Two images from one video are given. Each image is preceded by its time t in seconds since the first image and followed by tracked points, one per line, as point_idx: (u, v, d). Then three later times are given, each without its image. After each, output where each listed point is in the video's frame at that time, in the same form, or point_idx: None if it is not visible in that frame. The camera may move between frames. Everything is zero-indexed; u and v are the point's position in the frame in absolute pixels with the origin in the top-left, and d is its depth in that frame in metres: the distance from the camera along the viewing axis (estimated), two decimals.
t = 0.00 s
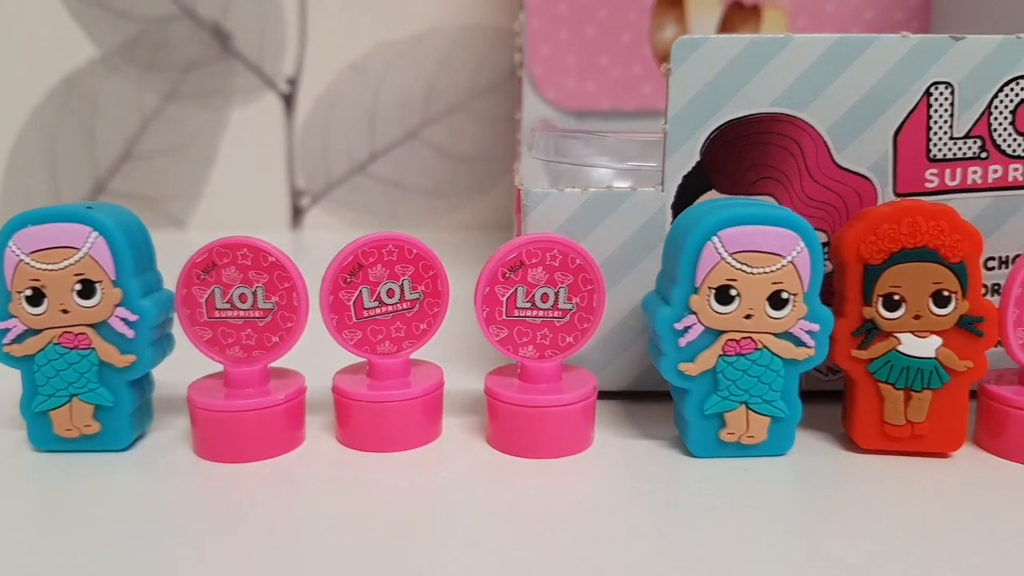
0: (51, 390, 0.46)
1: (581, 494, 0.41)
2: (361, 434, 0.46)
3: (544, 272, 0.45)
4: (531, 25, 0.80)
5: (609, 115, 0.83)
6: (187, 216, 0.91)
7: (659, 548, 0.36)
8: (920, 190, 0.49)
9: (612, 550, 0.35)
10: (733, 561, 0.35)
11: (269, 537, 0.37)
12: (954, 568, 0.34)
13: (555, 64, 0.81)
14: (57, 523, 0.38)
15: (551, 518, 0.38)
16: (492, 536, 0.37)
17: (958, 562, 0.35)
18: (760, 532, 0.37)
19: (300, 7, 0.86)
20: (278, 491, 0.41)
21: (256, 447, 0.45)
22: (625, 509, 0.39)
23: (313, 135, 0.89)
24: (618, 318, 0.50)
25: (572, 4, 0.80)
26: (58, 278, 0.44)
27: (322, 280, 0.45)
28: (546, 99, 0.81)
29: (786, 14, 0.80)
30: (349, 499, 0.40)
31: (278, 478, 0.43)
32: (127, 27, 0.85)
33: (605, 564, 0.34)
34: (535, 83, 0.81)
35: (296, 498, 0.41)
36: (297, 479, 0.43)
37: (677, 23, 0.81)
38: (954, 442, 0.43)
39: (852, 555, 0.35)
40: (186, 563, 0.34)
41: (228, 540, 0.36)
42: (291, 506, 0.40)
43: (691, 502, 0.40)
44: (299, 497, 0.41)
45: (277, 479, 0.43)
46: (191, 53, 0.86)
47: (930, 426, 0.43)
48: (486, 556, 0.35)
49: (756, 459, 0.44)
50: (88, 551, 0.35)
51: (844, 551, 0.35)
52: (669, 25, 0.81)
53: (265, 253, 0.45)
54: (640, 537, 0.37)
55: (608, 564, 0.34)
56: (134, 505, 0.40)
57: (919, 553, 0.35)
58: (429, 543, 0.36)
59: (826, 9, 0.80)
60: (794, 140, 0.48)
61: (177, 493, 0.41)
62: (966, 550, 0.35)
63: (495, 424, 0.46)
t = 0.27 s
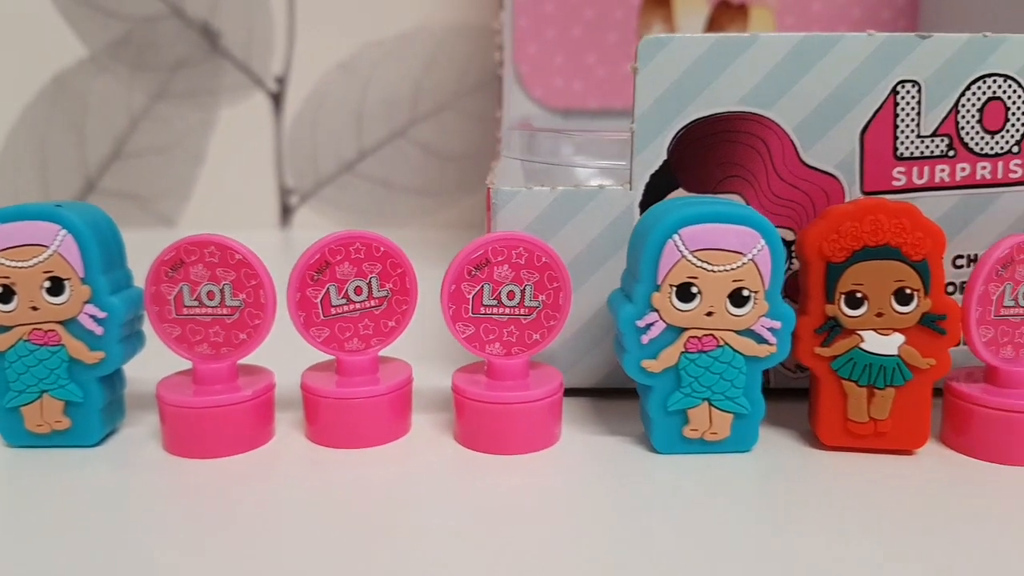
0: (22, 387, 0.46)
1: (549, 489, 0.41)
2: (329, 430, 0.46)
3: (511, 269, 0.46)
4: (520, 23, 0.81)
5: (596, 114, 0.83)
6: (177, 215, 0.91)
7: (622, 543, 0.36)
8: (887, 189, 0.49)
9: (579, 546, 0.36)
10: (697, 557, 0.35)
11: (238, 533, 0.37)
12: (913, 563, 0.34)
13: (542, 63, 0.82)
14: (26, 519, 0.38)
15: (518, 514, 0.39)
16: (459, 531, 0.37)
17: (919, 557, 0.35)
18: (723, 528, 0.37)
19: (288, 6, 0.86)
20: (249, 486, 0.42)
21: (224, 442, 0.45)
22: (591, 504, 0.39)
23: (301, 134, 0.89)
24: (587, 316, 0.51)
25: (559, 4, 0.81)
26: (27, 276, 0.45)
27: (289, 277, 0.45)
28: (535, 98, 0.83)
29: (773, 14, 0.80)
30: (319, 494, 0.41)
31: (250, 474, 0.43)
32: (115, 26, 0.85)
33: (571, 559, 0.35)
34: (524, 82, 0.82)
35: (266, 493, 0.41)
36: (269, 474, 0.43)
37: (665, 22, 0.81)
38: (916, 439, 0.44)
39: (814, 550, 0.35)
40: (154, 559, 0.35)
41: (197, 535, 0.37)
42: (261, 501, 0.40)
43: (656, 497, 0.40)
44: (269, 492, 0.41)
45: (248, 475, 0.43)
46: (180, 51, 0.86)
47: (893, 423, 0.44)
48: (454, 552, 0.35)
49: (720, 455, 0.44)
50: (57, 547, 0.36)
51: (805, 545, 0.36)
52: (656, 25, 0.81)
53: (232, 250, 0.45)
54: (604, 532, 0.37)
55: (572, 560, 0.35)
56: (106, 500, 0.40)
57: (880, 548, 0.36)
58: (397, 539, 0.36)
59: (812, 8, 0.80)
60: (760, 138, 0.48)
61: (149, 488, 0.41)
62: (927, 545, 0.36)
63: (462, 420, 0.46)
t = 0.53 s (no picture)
0: (3, 383, 0.46)
1: (528, 486, 0.41)
2: (309, 427, 0.46)
3: (488, 267, 0.46)
4: (513, 23, 0.81)
5: (588, 113, 0.83)
6: (171, 214, 0.92)
7: (595, 537, 0.36)
8: (866, 187, 0.49)
9: (555, 542, 0.36)
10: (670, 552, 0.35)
11: (218, 530, 0.37)
12: (888, 561, 0.34)
13: (535, 62, 0.82)
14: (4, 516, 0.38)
15: (492, 507, 0.39)
16: (438, 528, 0.37)
17: (894, 555, 0.35)
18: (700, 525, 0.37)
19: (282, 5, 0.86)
20: (231, 483, 0.42)
21: (203, 439, 0.45)
22: (569, 501, 0.40)
23: (294, 133, 0.89)
24: (568, 314, 0.51)
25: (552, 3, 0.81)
26: (7, 273, 0.45)
27: (268, 274, 0.46)
28: (527, 96, 0.83)
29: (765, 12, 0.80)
30: (297, 489, 0.41)
31: (232, 471, 0.43)
32: (110, 25, 0.86)
33: (547, 556, 0.35)
34: (516, 82, 0.82)
35: (248, 490, 0.41)
36: (251, 471, 0.43)
37: (657, 20, 0.81)
38: (892, 437, 0.44)
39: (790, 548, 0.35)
40: (134, 555, 0.35)
41: (177, 531, 0.37)
42: (241, 495, 0.41)
43: (634, 494, 0.40)
44: (250, 487, 0.42)
45: (231, 471, 0.43)
46: (175, 51, 0.87)
47: (869, 421, 0.44)
48: (426, 544, 0.36)
49: (696, 452, 0.44)
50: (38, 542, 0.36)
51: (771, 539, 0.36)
52: (648, 24, 0.81)
53: (212, 248, 0.45)
54: (577, 526, 0.37)
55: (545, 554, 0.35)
56: (89, 495, 0.40)
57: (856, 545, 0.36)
58: (374, 535, 0.37)
59: (805, 7, 0.80)
60: (739, 137, 0.48)
61: (132, 484, 0.42)
62: (902, 543, 0.36)
63: (440, 417, 0.47)
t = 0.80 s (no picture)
0: None
1: (507, 488, 0.41)
2: (285, 428, 0.46)
3: (464, 268, 0.46)
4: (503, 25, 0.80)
5: (578, 113, 0.83)
6: (161, 214, 0.89)
7: (589, 550, 0.35)
8: (842, 187, 0.49)
9: (540, 550, 0.35)
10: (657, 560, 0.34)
11: (198, 537, 0.37)
12: (870, 563, 0.34)
13: (526, 63, 0.81)
14: None
15: (482, 518, 0.38)
16: (420, 535, 0.37)
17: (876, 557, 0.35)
18: (682, 528, 0.37)
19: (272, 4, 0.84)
20: (212, 485, 0.42)
21: (180, 439, 0.46)
22: (552, 506, 0.39)
23: (284, 133, 0.87)
24: (547, 315, 0.51)
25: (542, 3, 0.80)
26: None
27: (243, 275, 0.46)
28: (518, 97, 0.82)
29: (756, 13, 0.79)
30: (282, 496, 0.41)
31: (213, 473, 0.43)
32: (100, 26, 0.84)
33: (532, 565, 0.34)
34: (507, 82, 0.81)
35: (228, 493, 0.41)
36: (232, 477, 0.43)
37: (647, 21, 0.80)
38: (865, 437, 0.44)
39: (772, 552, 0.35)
40: (113, 564, 0.34)
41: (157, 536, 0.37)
42: (224, 504, 0.40)
43: (613, 495, 0.40)
44: (233, 494, 0.41)
45: (213, 474, 0.43)
46: (165, 51, 0.85)
47: (843, 421, 0.44)
48: (415, 559, 0.35)
49: (670, 452, 0.44)
50: (16, 557, 0.35)
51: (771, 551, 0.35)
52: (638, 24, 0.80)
53: (187, 249, 0.45)
54: (569, 538, 0.36)
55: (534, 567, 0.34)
56: (70, 502, 0.40)
57: (838, 548, 0.35)
58: (361, 549, 0.36)
59: (796, 7, 0.79)
60: (714, 138, 0.49)
61: (114, 490, 0.41)
62: (881, 544, 0.36)
63: (417, 418, 0.47)
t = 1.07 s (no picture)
0: None
1: (487, 488, 0.41)
2: (263, 428, 0.47)
3: (441, 269, 0.46)
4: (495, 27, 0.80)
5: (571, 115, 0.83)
6: (154, 215, 0.88)
7: (571, 553, 0.35)
8: (819, 189, 0.49)
9: (521, 552, 0.35)
10: (638, 562, 0.34)
11: (180, 539, 0.37)
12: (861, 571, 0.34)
13: (517, 64, 0.81)
14: None
15: (464, 521, 0.38)
16: (404, 541, 0.36)
17: (853, 557, 0.35)
18: (660, 529, 0.37)
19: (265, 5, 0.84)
20: (195, 486, 0.42)
21: (158, 439, 0.46)
22: (539, 512, 0.39)
23: (277, 134, 0.87)
24: (528, 316, 0.51)
25: (533, 5, 0.80)
26: None
27: (221, 276, 0.46)
28: (509, 98, 0.82)
29: (745, 14, 0.79)
30: (265, 498, 0.41)
31: (195, 474, 0.43)
32: (94, 27, 0.83)
33: (512, 567, 0.34)
34: (498, 83, 0.81)
35: (211, 494, 0.41)
36: (217, 481, 0.43)
37: (638, 23, 0.80)
38: (840, 438, 0.44)
39: (753, 552, 0.35)
40: (94, 570, 0.34)
41: (139, 538, 0.37)
42: (206, 505, 0.40)
43: (591, 495, 0.40)
44: (216, 495, 0.41)
45: (195, 475, 0.43)
46: (158, 52, 0.84)
47: (818, 422, 0.44)
48: (397, 563, 0.35)
49: (646, 452, 0.45)
50: None
51: (752, 552, 0.35)
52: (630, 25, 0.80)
53: (165, 249, 0.46)
54: (549, 540, 0.36)
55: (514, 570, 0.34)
56: (54, 504, 0.40)
57: (818, 549, 0.36)
58: (343, 553, 0.35)
59: (787, 10, 0.78)
60: (692, 140, 0.49)
61: (98, 492, 0.41)
62: (859, 544, 0.36)
63: (394, 418, 0.47)
